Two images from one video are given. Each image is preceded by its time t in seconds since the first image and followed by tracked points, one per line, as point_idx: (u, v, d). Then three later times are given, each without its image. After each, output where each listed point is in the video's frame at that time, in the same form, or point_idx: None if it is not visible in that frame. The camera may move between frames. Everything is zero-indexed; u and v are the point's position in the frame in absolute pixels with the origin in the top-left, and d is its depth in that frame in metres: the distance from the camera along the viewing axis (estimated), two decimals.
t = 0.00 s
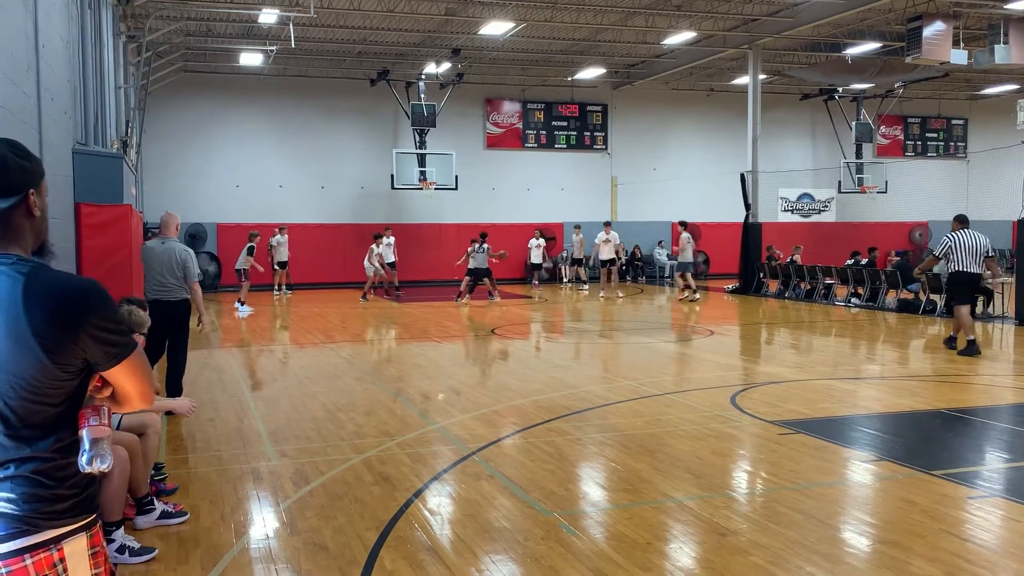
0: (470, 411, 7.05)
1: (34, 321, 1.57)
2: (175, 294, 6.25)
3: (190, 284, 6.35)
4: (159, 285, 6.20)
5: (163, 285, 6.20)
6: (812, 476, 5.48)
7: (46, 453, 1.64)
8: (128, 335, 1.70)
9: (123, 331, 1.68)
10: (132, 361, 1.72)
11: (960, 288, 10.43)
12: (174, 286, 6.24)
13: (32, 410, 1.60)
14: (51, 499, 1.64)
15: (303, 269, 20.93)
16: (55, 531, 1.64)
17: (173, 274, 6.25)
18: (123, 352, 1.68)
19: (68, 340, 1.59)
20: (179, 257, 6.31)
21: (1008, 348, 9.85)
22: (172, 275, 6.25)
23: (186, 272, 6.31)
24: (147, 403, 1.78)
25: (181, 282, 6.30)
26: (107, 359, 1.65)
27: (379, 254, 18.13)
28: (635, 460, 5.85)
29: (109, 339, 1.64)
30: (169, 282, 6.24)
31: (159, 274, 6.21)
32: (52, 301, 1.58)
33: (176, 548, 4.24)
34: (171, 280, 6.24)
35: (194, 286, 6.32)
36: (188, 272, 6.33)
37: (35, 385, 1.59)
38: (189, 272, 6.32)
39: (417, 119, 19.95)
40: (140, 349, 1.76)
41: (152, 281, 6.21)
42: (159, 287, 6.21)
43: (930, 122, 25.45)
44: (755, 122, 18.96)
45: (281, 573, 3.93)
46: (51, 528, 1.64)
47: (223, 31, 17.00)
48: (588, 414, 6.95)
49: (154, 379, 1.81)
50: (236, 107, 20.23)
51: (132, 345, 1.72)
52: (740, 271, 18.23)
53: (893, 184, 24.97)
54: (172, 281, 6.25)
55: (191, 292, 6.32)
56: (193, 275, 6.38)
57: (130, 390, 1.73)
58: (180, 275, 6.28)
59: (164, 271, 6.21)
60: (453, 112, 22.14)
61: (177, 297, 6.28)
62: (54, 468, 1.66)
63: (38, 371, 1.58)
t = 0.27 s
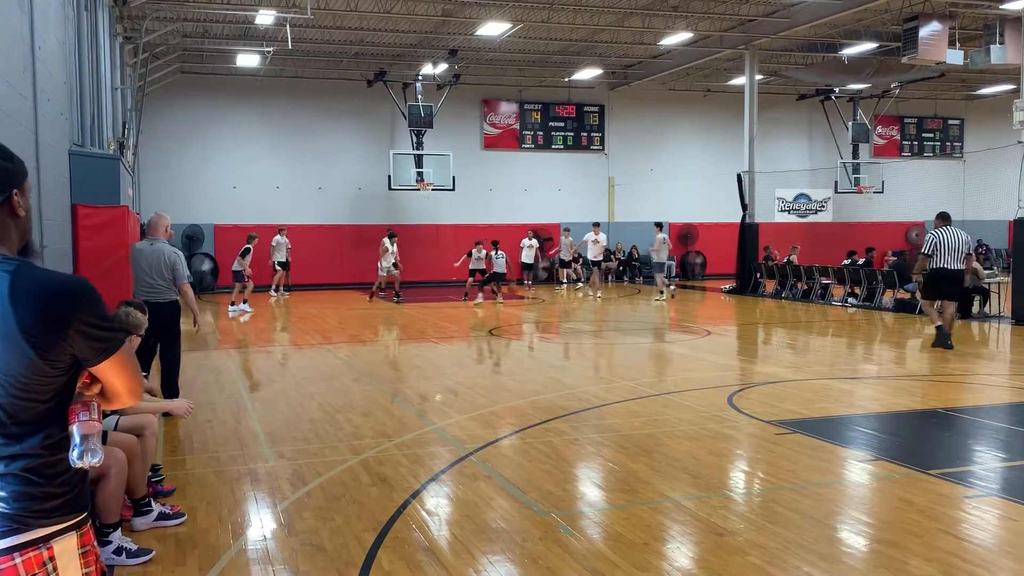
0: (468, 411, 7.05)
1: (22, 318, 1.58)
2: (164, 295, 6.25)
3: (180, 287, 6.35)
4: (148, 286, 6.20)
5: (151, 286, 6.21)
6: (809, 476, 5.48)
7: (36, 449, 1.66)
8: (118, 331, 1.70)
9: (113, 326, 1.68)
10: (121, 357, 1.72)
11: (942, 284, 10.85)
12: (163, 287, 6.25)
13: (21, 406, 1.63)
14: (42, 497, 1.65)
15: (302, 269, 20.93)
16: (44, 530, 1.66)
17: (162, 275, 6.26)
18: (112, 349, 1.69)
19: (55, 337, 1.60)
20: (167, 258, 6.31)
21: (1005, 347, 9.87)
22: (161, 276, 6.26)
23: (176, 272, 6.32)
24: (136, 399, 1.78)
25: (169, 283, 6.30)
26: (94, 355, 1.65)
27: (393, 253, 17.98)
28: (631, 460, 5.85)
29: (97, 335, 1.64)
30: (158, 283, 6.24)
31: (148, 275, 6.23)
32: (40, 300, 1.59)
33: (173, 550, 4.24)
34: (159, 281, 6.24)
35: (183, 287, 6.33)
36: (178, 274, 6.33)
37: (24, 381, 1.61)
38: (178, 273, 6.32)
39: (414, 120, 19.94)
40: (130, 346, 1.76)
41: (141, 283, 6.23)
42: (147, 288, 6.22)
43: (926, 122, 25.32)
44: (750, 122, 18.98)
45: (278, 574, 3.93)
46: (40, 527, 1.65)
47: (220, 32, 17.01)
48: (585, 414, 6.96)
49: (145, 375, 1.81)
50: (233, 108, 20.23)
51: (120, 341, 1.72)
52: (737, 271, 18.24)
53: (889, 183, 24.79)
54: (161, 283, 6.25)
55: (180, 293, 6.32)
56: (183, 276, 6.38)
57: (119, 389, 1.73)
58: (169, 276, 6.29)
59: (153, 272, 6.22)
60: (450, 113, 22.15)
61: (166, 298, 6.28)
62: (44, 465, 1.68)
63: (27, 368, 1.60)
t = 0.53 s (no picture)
0: (467, 413, 7.05)
1: (12, 318, 1.59)
2: (154, 297, 6.22)
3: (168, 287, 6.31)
4: (137, 289, 6.16)
5: (140, 288, 6.16)
6: (809, 477, 5.47)
7: (26, 448, 1.67)
8: (108, 329, 1.71)
9: (103, 325, 1.69)
10: (112, 356, 1.72)
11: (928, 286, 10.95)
12: (152, 289, 6.21)
13: (12, 405, 1.64)
14: (34, 497, 1.67)
15: (301, 271, 20.92)
16: (36, 530, 1.68)
17: (150, 277, 6.21)
18: (102, 347, 1.69)
19: (47, 337, 1.61)
20: (153, 259, 6.23)
21: (1004, 348, 9.88)
22: (149, 278, 6.21)
23: (163, 273, 6.26)
24: (129, 399, 1.79)
25: (157, 284, 6.26)
26: (85, 354, 1.65)
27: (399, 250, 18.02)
28: (631, 461, 5.85)
29: (88, 335, 1.65)
30: (146, 285, 6.20)
31: (136, 277, 6.17)
32: (30, 297, 1.60)
33: (172, 552, 4.24)
34: (147, 283, 6.19)
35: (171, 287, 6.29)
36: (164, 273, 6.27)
37: (15, 381, 1.62)
38: (166, 274, 6.27)
39: (413, 121, 19.95)
40: (121, 345, 1.76)
41: (128, 285, 6.17)
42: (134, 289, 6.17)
43: (925, 122, 25.49)
44: (749, 124, 18.99)
45: None
46: (32, 527, 1.67)
47: (219, 34, 17.03)
48: (583, 416, 6.96)
49: (136, 374, 1.81)
50: (232, 110, 20.23)
51: (110, 340, 1.72)
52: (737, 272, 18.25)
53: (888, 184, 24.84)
54: (149, 284, 6.21)
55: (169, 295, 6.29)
56: (171, 277, 6.34)
57: (110, 389, 1.73)
58: (156, 277, 6.24)
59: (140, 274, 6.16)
60: (449, 114, 22.16)
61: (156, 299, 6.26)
62: (35, 465, 1.69)
63: (17, 367, 1.61)
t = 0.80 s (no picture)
0: (468, 414, 7.07)
1: (11, 319, 1.60)
2: (149, 298, 6.21)
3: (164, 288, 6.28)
4: (133, 289, 6.16)
5: (136, 289, 6.15)
6: (810, 478, 5.47)
7: (24, 448, 1.67)
8: (106, 330, 1.71)
9: (100, 326, 1.69)
10: (109, 356, 1.72)
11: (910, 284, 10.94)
12: (148, 290, 6.20)
13: (10, 405, 1.64)
14: (32, 497, 1.68)
15: (302, 271, 20.93)
16: (34, 529, 1.68)
17: (146, 278, 6.20)
18: (98, 348, 1.68)
19: (44, 337, 1.61)
20: (149, 259, 6.21)
21: (1005, 348, 9.88)
22: (145, 279, 6.20)
23: (159, 274, 6.24)
24: (127, 400, 1.78)
25: (154, 285, 6.24)
26: (82, 354, 1.65)
27: (406, 251, 18.01)
28: (632, 462, 5.85)
29: (85, 337, 1.65)
30: (142, 286, 6.19)
31: (131, 277, 6.17)
32: (28, 298, 1.61)
33: (173, 553, 4.24)
34: (143, 283, 6.18)
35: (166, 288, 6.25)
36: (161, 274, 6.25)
37: (14, 381, 1.63)
38: (162, 275, 6.24)
39: (414, 122, 19.95)
40: (119, 344, 1.75)
41: (123, 284, 6.17)
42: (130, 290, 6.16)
43: (925, 123, 25.52)
44: (749, 124, 18.98)
45: None
46: (29, 527, 1.68)
47: (219, 35, 17.05)
48: (584, 416, 6.96)
49: (135, 375, 1.80)
50: (233, 111, 20.24)
51: (108, 340, 1.72)
52: (737, 273, 18.25)
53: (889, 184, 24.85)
54: (143, 284, 6.19)
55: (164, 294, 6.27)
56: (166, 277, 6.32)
57: (108, 391, 1.72)
58: (151, 278, 6.22)
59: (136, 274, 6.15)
60: (450, 115, 22.16)
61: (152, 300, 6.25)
62: (32, 465, 1.69)
63: (16, 367, 1.61)
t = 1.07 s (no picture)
0: (470, 413, 7.06)
1: (12, 320, 1.59)
2: (158, 295, 6.22)
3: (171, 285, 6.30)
4: (142, 287, 6.16)
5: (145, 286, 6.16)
6: (813, 478, 5.46)
7: (25, 448, 1.67)
8: (107, 330, 1.70)
9: (101, 326, 1.69)
10: (110, 356, 1.71)
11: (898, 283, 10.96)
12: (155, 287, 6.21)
13: (11, 405, 1.64)
14: (32, 496, 1.67)
15: (303, 271, 20.94)
16: (35, 528, 1.68)
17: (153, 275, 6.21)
18: (99, 348, 1.68)
19: (45, 337, 1.61)
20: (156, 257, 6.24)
21: (1007, 348, 9.87)
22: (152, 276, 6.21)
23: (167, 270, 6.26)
24: (127, 400, 1.78)
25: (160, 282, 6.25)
26: (83, 355, 1.65)
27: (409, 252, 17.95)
28: (634, 462, 5.85)
29: (86, 337, 1.65)
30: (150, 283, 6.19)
31: (139, 275, 6.17)
32: (29, 299, 1.60)
33: (175, 552, 4.24)
34: (150, 281, 6.19)
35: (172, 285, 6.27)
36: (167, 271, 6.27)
37: (15, 380, 1.62)
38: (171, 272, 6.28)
39: (415, 122, 19.95)
40: (120, 344, 1.75)
41: (130, 283, 6.16)
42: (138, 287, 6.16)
43: (927, 122, 25.54)
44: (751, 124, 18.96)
45: None
46: (31, 525, 1.67)
47: (221, 35, 17.07)
48: (586, 416, 6.95)
49: (136, 375, 1.80)
50: (235, 111, 20.25)
51: (109, 339, 1.71)
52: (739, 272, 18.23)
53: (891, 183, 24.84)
54: (152, 282, 6.21)
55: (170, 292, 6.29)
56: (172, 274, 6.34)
57: (109, 390, 1.72)
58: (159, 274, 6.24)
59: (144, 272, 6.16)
60: (451, 115, 22.16)
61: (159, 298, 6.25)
62: (33, 464, 1.69)
63: (17, 367, 1.61)
